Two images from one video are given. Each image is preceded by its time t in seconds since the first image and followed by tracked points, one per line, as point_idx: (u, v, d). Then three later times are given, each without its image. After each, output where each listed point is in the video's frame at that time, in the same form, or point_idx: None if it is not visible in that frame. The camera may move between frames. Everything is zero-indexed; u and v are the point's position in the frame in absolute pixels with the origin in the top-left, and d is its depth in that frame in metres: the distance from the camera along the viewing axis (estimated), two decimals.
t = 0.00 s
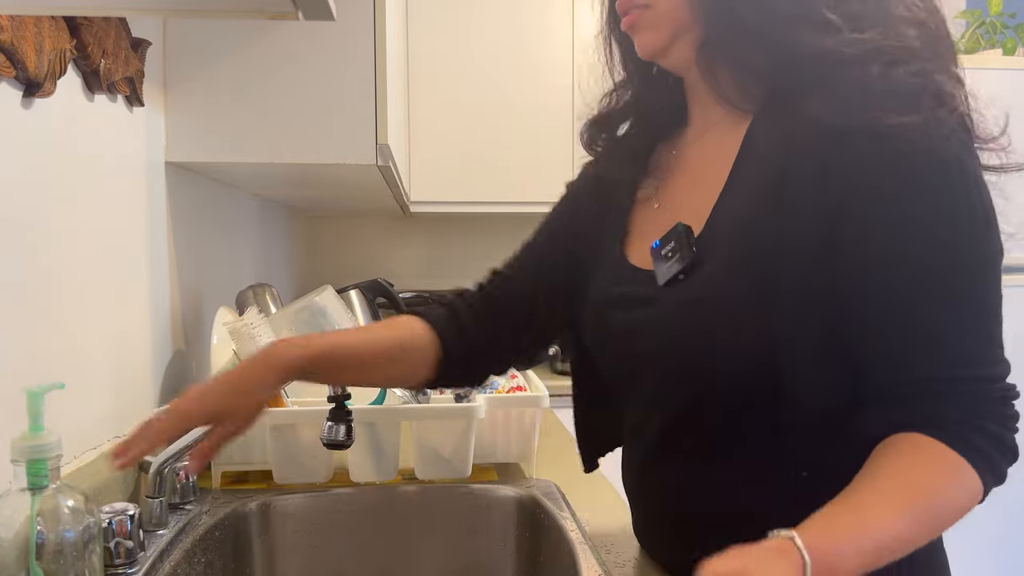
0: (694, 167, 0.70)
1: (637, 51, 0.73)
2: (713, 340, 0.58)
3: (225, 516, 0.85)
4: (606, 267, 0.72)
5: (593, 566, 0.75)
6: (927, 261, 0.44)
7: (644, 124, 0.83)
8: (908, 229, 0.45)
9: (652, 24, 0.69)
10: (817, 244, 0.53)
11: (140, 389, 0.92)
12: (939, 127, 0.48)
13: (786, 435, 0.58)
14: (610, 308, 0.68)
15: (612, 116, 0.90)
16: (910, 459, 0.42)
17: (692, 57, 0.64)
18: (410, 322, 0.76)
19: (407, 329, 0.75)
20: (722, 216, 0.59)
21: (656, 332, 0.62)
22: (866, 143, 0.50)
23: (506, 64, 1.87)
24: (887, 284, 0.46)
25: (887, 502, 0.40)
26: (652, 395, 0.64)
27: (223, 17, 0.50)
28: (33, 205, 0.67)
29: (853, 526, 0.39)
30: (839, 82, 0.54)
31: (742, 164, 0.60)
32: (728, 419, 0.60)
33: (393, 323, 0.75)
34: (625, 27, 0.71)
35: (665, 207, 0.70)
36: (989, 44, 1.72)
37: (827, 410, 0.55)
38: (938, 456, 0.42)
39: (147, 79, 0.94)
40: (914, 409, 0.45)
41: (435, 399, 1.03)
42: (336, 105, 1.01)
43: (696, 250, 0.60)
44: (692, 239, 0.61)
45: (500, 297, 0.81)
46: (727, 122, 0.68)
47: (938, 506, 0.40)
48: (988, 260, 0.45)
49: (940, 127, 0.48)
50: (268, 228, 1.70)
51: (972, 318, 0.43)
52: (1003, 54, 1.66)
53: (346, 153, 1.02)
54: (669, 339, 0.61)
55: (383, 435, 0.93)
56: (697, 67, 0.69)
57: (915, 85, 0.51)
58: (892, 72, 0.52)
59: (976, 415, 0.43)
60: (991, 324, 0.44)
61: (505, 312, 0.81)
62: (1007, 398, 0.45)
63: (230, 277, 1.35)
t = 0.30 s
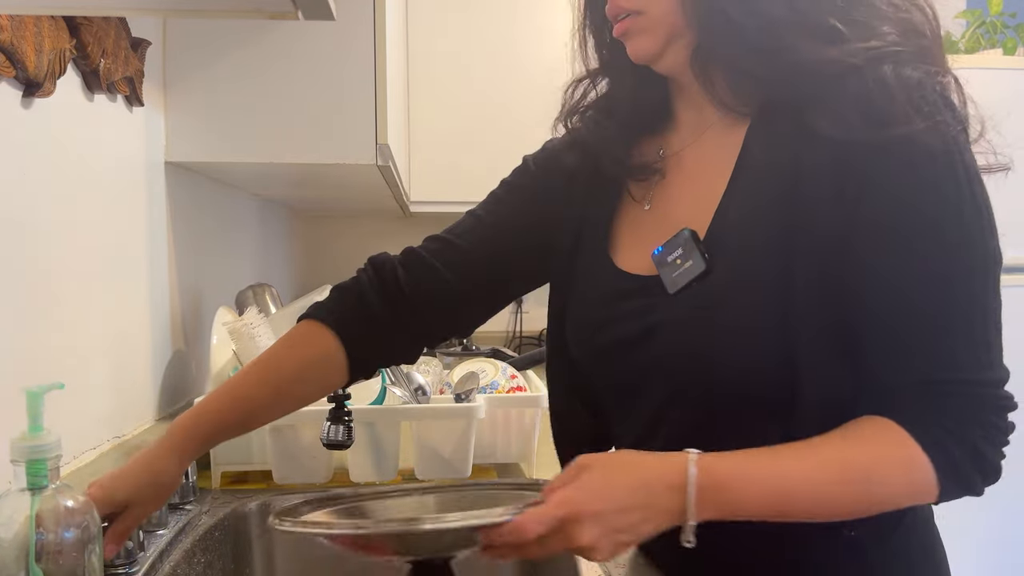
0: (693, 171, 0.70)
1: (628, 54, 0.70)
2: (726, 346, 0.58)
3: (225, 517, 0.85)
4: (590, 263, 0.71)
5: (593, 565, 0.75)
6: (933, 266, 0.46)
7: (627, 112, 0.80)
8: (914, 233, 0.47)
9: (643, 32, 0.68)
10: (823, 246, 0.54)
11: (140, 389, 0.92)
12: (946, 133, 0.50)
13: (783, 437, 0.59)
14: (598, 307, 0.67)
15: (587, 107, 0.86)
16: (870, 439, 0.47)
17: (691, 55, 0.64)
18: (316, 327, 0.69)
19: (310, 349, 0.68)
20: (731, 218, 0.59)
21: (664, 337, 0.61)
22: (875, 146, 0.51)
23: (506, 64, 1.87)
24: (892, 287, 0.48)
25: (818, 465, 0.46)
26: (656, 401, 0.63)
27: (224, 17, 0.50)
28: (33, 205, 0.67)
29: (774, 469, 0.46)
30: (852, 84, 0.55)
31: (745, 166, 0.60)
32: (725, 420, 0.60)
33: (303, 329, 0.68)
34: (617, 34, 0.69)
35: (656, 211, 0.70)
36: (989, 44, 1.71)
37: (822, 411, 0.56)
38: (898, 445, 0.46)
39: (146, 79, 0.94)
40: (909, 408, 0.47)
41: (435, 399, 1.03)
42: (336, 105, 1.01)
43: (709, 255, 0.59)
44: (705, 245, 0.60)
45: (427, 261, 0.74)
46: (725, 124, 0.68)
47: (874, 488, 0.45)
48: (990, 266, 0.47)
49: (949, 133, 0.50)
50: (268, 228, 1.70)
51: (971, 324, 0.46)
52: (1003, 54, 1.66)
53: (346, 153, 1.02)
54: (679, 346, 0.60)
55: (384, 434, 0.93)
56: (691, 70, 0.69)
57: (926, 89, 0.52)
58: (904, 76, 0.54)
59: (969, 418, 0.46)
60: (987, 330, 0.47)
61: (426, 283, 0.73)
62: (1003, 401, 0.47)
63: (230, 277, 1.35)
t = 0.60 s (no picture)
0: (681, 175, 0.70)
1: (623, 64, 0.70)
2: (703, 350, 0.57)
3: (225, 517, 0.85)
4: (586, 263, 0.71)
5: (593, 565, 0.75)
6: (880, 295, 0.45)
7: (624, 113, 0.80)
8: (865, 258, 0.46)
9: (636, 40, 0.67)
10: (781, 262, 0.53)
11: (140, 389, 0.92)
12: (922, 150, 0.47)
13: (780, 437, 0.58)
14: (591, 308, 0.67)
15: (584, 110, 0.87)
16: (747, 455, 0.49)
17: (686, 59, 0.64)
18: (319, 322, 0.70)
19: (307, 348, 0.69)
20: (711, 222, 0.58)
21: (645, 338, 0.61)
22: (841, 163, 0.49)
23: (506, 63, 1.87)
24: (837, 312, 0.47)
25: (686, 480, 0.49)
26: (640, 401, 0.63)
27: (223, 17, 0.50)
28: (32, 205, 0.67)
29: (639, 484, 0.50)
30: (829, 95, 0.52)
31: (725, 172, 0.59)
32: (716, 425, 0.59)
33: (307, 324, 0.70)
34: (610, 41, 0.69)
35: (651, 211, 0.70)
36: (989, 44, 1.71)
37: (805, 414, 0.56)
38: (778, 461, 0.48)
39: (147, 79, 0.94)
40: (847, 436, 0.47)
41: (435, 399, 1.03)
42: (335, 105, 1.01)
43: (686, 256, 0.59)
44: (683, 246, 0.60)
45: (430, 254, 0.75)
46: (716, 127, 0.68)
47: (744, 499, 0.47)
48: (945, 299, 0.45)
49: (922, 150, 0.47)
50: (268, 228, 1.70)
51: (916, 356, 0.45)
52: (1003, 54, 1.66)
53: (346, 153, 1.02)
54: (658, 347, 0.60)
55: (383, 435, 0.92)
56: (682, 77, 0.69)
57: (908, 101, 0.49)
58: (889, 82, 0.50)
59: (897, 453, 0.46)
60: (936, 364, 0.45)
61: (429, 275, 0.74)
62: (944, 439, 0.47)
63: (229, 277, 1.35)
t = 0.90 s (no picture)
0: (679, 176, 0.71)
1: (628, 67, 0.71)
2: (693, 350, 0.57)
3: (225, 517, 0.85)
4: (588, 264, 0.72)
5: (593, 565, 0.77)
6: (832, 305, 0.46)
7: (628, 114, 0.80)
8: (822, 266, 0.46)
9: (639, 42, 0.67)
10: (746, 265, 0.54)
11: (140, 390, 0.92)
12: (906, 166, 0.46)
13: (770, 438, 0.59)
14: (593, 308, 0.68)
15: (591, 107, 0.87)
16: (667, 469, 0.50)
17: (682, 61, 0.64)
18: (336, 314, 0.70)
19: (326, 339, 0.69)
20: (701, 221, 0.59)
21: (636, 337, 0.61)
22: (818, 171, 0.48)
23: (506, 63, 1.87)
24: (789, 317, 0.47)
25: (603, 494, 0.51)
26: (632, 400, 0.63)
27: (223, 17, 0.50)
28: (32, 205, 0.67)
29: (560, 497, 0.53)
30: (811, 101, 0.51)
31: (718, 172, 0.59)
32: (710, 425, 0.59)
33: (326, 316, 0.69)
34: (613, 44, 0.68)
35: (652, 211, 0.70)
36: (989, 44, 1.71)
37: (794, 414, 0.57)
38: (695, 472, 0.49)
39: (147, 79, 0.94)
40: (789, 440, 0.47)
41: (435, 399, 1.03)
42: (335, 106, 1.01)
43: (675, 254, 0.60)
44: (672, 245, 0.61)
45: (444, 253, 0.75)
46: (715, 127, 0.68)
47: (660, 508, 0.49)
48: (899, 320, 0.45)
49: (911, 167, 0.46)
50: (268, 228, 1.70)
51: (870, 368, 0.45)
52: (1003, 54, 1.66)
53: (346, 153, 1.02)
54: (642, 346, 0.60)
55: (383, 435, 0.92)
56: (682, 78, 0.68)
57: (898, 108, 0.48)
58: (882, 90, 0.49)
59: (830, 468, 0.47)
60: (881, 384, 0.46)
61: (445, 276, 0.74)
62: (878, 463, 0.47)
63: (229, 278, 1.35)
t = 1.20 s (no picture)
0: (672, 177, 0.73)
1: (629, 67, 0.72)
2: (684, 347, 0.58)
3: (225, 516, 0.85)
4: (593, 267, 0.75)
5: (593, 565, 0.76)
6: (814, 309, 0.47)
7: (637, 126, 0.87)
8: (804, 270, 0.47)
9: (635, 43, 0.69)
10: (730, 266, 0.54)
11: (140, 390, 0.92)
12: (887, 171, 0.47)
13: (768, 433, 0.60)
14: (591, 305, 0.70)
15: (602, 117, 0.93)
16: (656, 470, 0.52)
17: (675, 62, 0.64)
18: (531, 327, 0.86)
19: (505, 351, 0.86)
20: (693, 220, 0.59)
21: (630, 335, 0.63)
22: (799, 175, 0.49)
23: (506, 63, 1.87)
24: (772, 319, 0.48)
25: (592, 495, 0.53)
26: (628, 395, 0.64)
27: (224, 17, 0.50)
28: (32, 205, 0.67)
29: (553, 497, 0.55)
30: (798, 103, 0.52)
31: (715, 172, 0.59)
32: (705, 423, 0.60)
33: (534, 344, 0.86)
34: (613, 43, 0.71)
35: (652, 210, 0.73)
36: (989, 44, 1.71)
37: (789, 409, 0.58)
38: (681, 473, 0.52)
39: (147, 79, 0.94)
40: (770, 439, 0.49)
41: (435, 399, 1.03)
42: (335, 106, 1.01)
43: (666, 252, 0.61)
44: (664, 244, 0.62)
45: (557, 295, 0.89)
46: (704, 124, 0.70)
47: (646, 509, 0.51)
48: (881, 323, 0.47)
49: (892, 172, 0.47)
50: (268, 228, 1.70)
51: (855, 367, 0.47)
52: (1003, 54, 1.66)
53: (346, 153, 1.02)
54: (637, 341, 0.62)
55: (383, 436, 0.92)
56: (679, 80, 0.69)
57: (884, 106, 0.49)
58: (865, 94, 0.50)
59: (812, 467, 0.48)
60: (866, 385, 0.47)
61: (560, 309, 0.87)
62: (861, 462, 0.49)
63: (229, 278, 1.35)
